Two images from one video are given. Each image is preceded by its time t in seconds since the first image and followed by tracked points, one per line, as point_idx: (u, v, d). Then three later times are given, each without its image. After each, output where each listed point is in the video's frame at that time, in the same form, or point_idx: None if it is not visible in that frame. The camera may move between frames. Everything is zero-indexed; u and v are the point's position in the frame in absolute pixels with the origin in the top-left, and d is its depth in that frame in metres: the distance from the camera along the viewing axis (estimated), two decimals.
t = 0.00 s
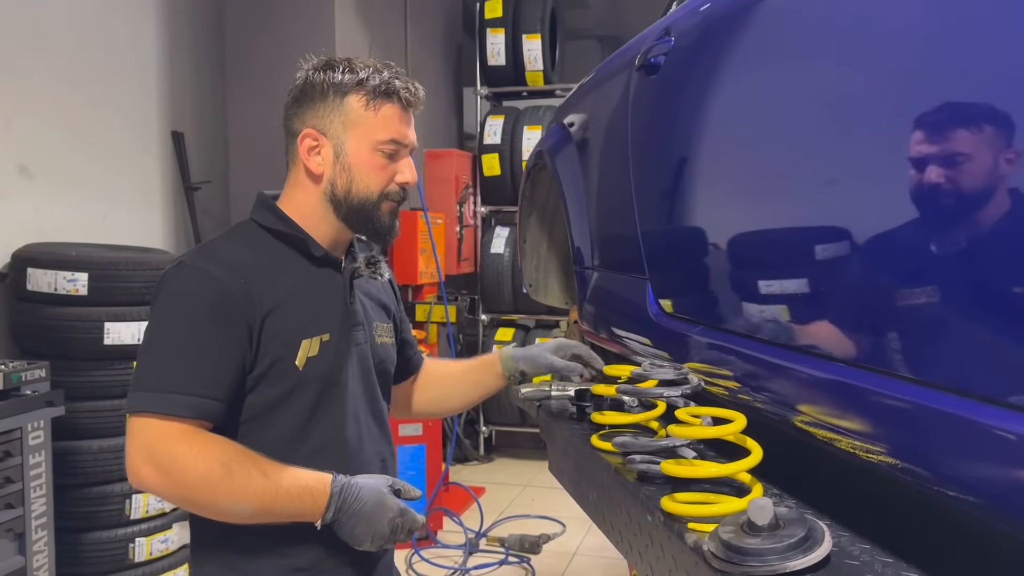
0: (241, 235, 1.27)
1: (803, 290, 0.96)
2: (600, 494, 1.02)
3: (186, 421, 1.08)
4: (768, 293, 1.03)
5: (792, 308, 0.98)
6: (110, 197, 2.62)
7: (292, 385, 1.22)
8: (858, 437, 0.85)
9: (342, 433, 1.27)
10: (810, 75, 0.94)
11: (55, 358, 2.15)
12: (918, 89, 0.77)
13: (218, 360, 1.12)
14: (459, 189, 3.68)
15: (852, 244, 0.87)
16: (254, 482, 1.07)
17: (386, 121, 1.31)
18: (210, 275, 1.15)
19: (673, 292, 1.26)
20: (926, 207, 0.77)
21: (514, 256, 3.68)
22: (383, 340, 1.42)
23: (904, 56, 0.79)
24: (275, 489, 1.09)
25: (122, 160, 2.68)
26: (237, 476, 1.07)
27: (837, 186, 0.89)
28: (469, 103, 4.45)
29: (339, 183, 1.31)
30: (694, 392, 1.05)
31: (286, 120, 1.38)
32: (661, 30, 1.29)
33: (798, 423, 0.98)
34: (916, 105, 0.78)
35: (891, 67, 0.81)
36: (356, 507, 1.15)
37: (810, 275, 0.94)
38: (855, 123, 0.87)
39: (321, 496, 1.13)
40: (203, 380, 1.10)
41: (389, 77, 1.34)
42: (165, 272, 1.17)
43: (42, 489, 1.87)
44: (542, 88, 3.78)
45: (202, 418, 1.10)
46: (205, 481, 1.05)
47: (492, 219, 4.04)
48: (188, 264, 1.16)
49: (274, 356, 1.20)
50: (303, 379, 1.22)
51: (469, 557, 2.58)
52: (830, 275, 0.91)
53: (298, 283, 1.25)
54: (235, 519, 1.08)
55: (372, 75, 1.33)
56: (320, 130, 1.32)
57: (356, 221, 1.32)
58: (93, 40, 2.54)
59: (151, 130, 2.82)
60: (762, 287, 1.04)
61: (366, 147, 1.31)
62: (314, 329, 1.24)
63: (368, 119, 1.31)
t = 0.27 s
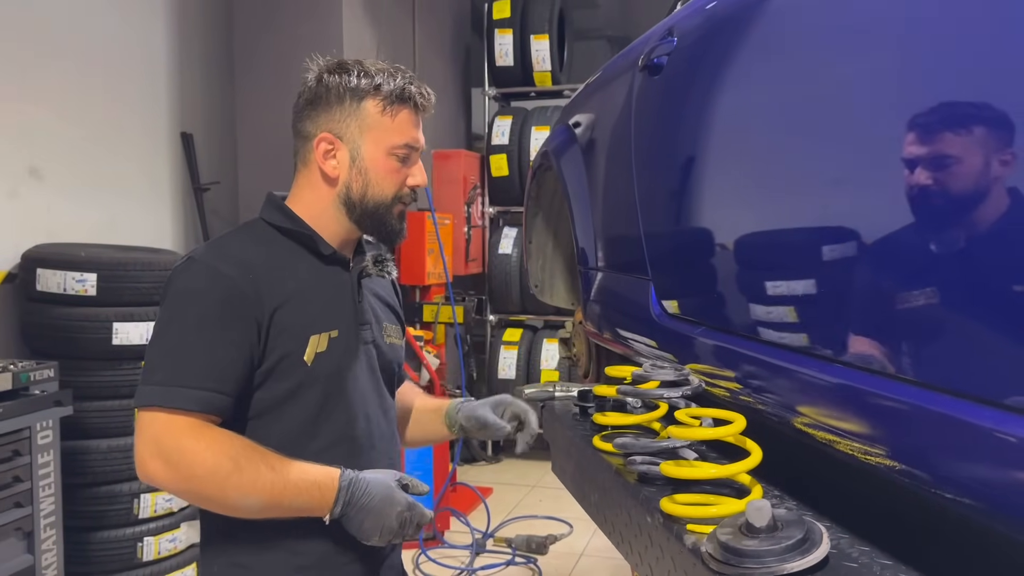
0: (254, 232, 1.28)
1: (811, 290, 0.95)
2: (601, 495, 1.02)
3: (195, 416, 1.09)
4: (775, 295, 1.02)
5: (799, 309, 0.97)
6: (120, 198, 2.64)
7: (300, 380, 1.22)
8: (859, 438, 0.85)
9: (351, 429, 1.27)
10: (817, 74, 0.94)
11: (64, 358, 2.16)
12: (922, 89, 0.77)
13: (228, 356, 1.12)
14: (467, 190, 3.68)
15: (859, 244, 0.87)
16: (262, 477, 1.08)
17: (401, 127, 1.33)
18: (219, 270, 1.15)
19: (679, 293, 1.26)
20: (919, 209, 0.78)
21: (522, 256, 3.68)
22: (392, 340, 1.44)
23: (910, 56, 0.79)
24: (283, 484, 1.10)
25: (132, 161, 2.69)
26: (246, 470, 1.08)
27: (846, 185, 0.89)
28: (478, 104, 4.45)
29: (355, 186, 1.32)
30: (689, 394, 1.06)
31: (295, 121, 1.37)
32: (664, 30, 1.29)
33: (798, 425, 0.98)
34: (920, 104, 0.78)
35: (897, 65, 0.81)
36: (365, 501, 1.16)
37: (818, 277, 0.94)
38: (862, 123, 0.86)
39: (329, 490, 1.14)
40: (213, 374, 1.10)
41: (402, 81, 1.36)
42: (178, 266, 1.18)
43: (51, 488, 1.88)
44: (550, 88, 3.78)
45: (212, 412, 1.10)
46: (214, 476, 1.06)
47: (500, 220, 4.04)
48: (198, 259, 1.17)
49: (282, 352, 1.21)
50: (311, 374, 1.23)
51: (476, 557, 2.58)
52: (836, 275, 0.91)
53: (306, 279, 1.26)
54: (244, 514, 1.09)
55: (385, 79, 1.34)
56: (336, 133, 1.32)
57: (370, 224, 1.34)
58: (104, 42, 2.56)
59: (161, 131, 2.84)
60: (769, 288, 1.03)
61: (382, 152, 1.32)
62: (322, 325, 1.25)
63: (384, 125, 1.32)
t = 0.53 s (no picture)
0: (252, 241, 1.29)
1: (820, 293, 0.95)
2: (608, 497, 1.02)
3: (207, 426, 1.09)
4: (785, 297, 1.02)
5: (808, 311, 0.97)
6: (132, 200, 2.66)
7: (309, 386, 1.22)
8: (866, 442, 0.85)
9: (360, 430, 1.26)
10: (827, 76, 0.93)
11: (76, 359, 2.18)
12: (932, 91, 0.77)
13: (236, 363, 1.13)
14: (477, 191, 3.68)
15: (869, 246, 0.87)
16: (277, 483, 1.09)
17: (394, 127, 1.32)
18: (223, 280, 1.16)
19: (688, 296, 1.26)
20: (940, 208, 0.77)
21: (532, 257, 3.68)
22: (398, 338, 1.43)
23: (920, 58, 0.79)
24: (299, 488, 1.10)
25: (144, 164, 2.71)
26: (260, 477, 1.08)
27: (857, 188, 0.89)
28: (488, 105, 4.45)
29: (349, 189, 1.31)
30: (698, 394, 1.07)
31: (291, 125, 1.38)
32: (672, 32, 1.29)
33: (804, 428, 0.97)
34: (932, 107, 0.77)
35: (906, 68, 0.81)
36: (383, 500, 1.15)
37: (829, 279, 0.93)
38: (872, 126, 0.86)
39: (344, 492, 1.14)
40: (223, 385, 1.11)
41: (395, 81, 1.35)
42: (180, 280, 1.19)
43: (63, 488, 1.90)
44: (560, 89, 3.78)
45: (225, 423, 1.11)
46: (229, 485, 1.07)
47: (510, 221, 4.04)
48: (199, 272, 1.18)
49: (290, 357, 1.21)
50: (319, 379, 1.22)
51: (486, 558, 2.59)
52: (845, 277, 0.90)
53: (310, 285, 1.26)
54: (262, 521, 1.09)
55: (377, 80, 1.33)
56: (329, 136, 1.32)
57: (366, 225, 1.34)
58: (116, 45, 2.58)
59: (173, 134, 2.86)
60: (779, 290, 1.03)
61: (375, 153, 1.32)
62: (329, 328, 1.25)
63: (376, 125, 1.32)
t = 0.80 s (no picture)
0: (245, 245, 1.29)
1: (833, 293, 0.94)
2: (619, 499, 1.01)
3: (208, 438, 1.10)
4: (797, 297, 1.01)
5: (821, 311, 0.96)
6: (144, 201, 2.67)
7: (311, 391, 1.22)
8: (880, 443, 0.84)
9: (367, 431, 1.25)
10: (840, 75, 0.92)
11: (88, 358, 2.19)
12: (947, 89, 0.76)
13: (235, 373, 1.13)
14: (488, 191, 3.68)
15: (882, 245, 0.86)
16: (278, 492, 1.08)
17: (378, 120, 1.30)
18: (218, 291, 1.16)
19: (699, 296, 1.25)
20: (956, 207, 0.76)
21: (542, 258, 3.67)
22: (406, 335, 1.42)
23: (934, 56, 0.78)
24: (301, 496, 1.09)
25: (156, 164, 2.72)
26: (262, 487, 1.08)
27: (870, 188, 0.88)
28: (499, 105, 4.45)
29: (338, 188, 1.30)
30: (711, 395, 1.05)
31: (279, 127, 1.37)
32: (684, 30, 1.29)
33: (818, 429, 0.96)
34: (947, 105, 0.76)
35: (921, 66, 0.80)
36: (389, 505, 1.12)
37: (842, 279, 0.92)
38: (885, 125, 0.85)
39: (348, 500, 1.12)
40: (220, 395, 1.11)
41: (377, 72, 1.33)
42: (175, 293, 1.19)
43: (75, 487, 1.90)
44: (571, 89, 3.77)
45: (227, 434, 1.11)
46: (231, 496, 1.07)
47: (520, 221, 4.04)
48: (193, 283, 1.18)
49: (291, 363, 1.20)
50: (322, 383, 1.22)
51: (497, 559, 2.58)
52: (859, 277, 0.89)
53: (311, 289, 1.26)
54: (267, 530, 1.09)
55: (359, 73, 1.31)
56: (313, 136, 1.31)
57: (359, 223, 1.32)
58: (129, 46, 2.59)
59: (185, 134, 2.86)
60: (791, 289, 1.02)
61: (361, 149, 1.30)
62: (329, 330, 1.24)
63: (359, 120, 1.29)
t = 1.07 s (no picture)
0: (247, 250, 1.27)
1: (848, 293, 0.93)
2: (631, 502, 1.00)
3: (217, 446, 1.09)
4: (811, 297, 1.00)
5: (836, 312, 0.95)
6: (156, 201, 2.67)
7: (320, 394, 1.21)
8: (897, 447, 0.82)
9: (378, 432, 1.25)
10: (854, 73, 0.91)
11: (99, 358, 2.19)
12: (964, 86, 0.75)
13: (243, 377, 1.12)
14: (498, 192, 3.67)
15: (897, 245, 0.84)
16: (291, 492, 1.07)
17: (362, 113, 1.26)
18: (222, 296, 1.15)
19: (712, 296, 1.24)
20: (975, 207, 0.74)
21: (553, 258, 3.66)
22: (413, 334, 1.41)
23: (946, 55, 0.77)
24: (315, 495, 1.08)
25: (168, 165, 2.73)
26: (275, 488, 1.07)
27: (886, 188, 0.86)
28: (509, 105, 4.44)
29: (327, 186, 1.27)
30: (722, 398, 1.03)
31: (272, 130, 1.36)
32: (697, 28, 1.27)
33: (834, 433, 0.95)
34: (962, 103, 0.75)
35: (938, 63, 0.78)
36: (404, 497, 1.12)
37: (855, 278, 0.91)
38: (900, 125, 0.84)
39: (360, 496, 1.11)
40: (230, 402, 1.10)
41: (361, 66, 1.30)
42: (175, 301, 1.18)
43: (86, 487, 1.90)
44: (582, 89, 3.76)
45: (238, 440, 1.11)
46: (244, 500, 1.06)
47: (531, 222, 4.03)
48: (193, 292, 1.17)
49: (299, 366, 1.19)
50: (330, 386, 1.21)
51: (507, 560, 2.57)
52: (874, 277, 0.88)
53: (317, 290, 1.26)
54: (284, 531, 1.08)
55: (342, 67, 1.29)
56: (300, 136, 1.29)
57: (352, 221, 1.29)
58: (140, 46, 2.59)
59: (196, 135, 2.87)
60: (805, 290, 1.01)
61: (347, 145, 1.26)
62: (335, 331, 1.23)
63: (343, 116, 1.26)
